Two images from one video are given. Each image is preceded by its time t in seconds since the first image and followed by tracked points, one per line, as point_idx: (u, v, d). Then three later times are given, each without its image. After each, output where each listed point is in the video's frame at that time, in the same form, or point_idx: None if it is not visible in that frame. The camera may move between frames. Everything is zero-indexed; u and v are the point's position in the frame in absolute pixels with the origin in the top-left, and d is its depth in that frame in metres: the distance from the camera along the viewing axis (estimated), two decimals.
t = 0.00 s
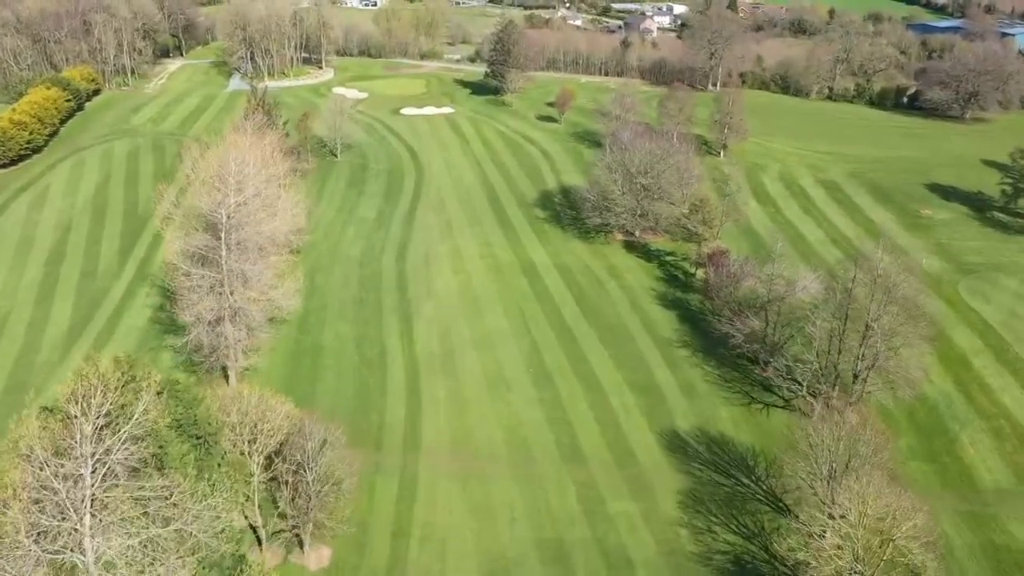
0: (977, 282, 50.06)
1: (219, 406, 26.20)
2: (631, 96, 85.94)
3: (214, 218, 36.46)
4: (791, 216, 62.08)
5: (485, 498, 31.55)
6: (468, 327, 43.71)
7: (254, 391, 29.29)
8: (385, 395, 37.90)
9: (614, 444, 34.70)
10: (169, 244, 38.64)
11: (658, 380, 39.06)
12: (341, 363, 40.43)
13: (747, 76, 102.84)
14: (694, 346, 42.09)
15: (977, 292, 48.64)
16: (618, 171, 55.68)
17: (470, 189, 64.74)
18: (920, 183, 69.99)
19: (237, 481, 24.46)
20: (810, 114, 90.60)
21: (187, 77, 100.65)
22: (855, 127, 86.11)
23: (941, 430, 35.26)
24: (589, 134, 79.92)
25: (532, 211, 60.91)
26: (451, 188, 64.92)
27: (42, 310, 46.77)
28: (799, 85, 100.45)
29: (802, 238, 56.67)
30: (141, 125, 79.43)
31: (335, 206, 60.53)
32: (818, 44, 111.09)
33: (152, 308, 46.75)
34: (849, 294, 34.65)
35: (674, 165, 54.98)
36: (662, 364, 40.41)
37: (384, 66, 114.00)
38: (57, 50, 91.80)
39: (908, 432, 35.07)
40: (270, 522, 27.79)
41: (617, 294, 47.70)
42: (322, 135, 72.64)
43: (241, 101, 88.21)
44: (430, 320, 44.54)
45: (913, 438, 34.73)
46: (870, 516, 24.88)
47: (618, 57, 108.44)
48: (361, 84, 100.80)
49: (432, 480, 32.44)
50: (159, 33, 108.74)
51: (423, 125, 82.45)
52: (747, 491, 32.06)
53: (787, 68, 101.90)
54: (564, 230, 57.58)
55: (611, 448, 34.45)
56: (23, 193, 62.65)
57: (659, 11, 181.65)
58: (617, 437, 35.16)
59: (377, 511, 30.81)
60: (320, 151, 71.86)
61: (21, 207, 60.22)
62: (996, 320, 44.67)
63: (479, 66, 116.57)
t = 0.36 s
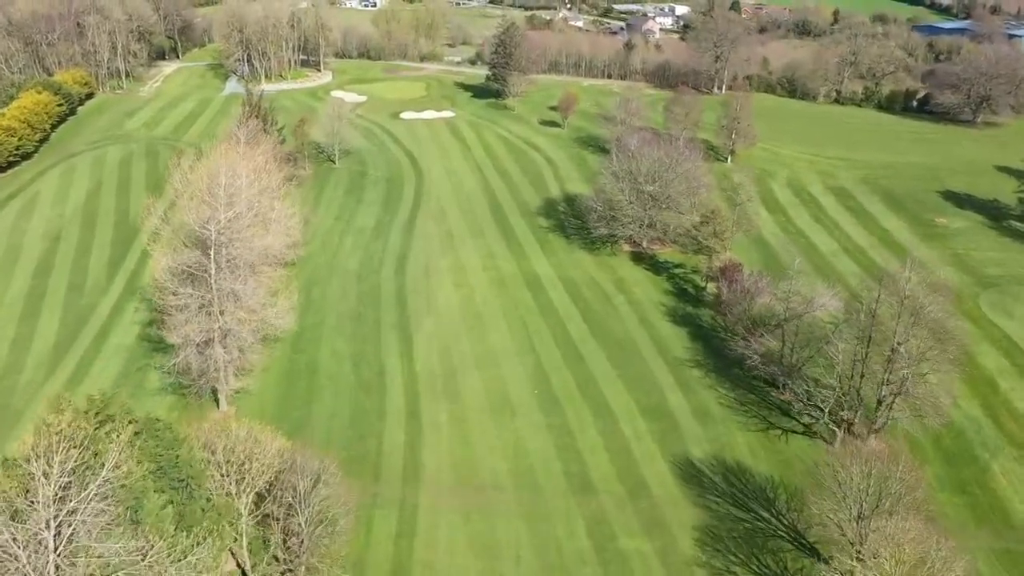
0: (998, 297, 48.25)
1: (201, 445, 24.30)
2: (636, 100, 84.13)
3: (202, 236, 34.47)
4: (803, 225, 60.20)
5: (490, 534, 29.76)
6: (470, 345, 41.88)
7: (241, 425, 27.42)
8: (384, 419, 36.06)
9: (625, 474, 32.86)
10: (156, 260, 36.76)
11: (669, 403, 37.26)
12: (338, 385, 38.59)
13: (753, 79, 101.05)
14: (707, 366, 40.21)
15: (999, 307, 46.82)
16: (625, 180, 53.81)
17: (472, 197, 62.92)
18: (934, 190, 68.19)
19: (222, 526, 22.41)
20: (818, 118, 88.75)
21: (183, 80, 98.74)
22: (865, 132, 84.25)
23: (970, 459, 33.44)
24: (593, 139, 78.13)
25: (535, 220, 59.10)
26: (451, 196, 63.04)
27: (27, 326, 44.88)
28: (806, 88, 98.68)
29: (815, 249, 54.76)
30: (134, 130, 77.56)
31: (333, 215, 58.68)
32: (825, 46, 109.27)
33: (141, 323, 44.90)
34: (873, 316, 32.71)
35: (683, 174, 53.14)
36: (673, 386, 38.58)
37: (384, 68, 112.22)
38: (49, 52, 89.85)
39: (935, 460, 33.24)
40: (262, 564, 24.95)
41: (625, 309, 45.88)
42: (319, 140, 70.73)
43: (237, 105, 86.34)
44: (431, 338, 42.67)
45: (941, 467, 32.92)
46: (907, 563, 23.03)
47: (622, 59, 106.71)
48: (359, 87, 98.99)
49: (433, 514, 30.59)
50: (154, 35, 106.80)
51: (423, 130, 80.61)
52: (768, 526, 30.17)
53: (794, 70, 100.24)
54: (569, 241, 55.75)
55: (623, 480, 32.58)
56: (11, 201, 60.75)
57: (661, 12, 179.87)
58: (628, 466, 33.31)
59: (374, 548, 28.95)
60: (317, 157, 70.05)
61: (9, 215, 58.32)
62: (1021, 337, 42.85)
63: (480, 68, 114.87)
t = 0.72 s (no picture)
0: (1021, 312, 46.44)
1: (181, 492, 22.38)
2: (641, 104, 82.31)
3: (191, 255, 32.57)
4: (815, 235, 58.43)
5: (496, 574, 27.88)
6: (473, 366, 39.98)
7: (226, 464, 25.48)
8: (383, 447, 34.16)
9: (638, 508, 30.95)
10: (142, 279, 34.82)
11: (684, 429, 35.35)
12: (334, 408, 36.71)
13: (760, 82, 99.19)
14: (723, 389, 38.26)
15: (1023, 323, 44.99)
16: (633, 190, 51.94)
17: (474, 205, 61.05)
18: (948, 198, 66.37)
19: None
20: (828, 123, 86.88)
21: (179, 83, 96.86)
22: (876, 137, 82.35)
23: (1003, 491, 31.56)
24: (597, 145, 76.31)
25: (539, 230, 57.24)
26: (453, 204, 61.16)
27: (10, 343, 43.00)
28: (814, 92, 96.87)
29: (828, 261, 53.02)
30: (127, 136, 75.69)
31: (331, 225, 56.79)
32: (832, 48, 107.48)
33: (130, 341, 43.04)
34: (901, 340, 30.89)
35: (693, 184, 51.28)
36: (687, 410, 36.68)
37: (383, 71, 110.42)
38: (41, 55, 87.93)
39: (967, 493, 31.35)
40: None
41: (635, 326, 43.98)
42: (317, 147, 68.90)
43: (234, 109, 84.48)
44: (432, 358, 40.85)
45: (974, 500, 31.04)
46: None
47: (625, 62, 104.91)
48: (358, 90, 97.17)
49: (435, 553, 28.70)
50: (149, 37, 104.92)
51: (424, 134, 78.77)
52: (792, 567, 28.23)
53: (801, 72, 98.45)
54: (575, 252, 53.86)
55: (636, 514, 30.68)
56: None
57: (662, 13, 178.31)
58: (642, 499, 31.41)
59: None
60: (315, 164, 68.24)
61: None
62: None
63: (481, 71, 113.11)
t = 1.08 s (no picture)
0: None
1: (165, 547, 20.72)
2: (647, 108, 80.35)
3: (176, 279, 30.58)
4: (829, 245, 56.60)
5: None
6: (477, 388, 38.09)
7: (210, 511, 23.67)
8: (382, 479, 32.21)
9: (655, 547, 29.01)
10: (127, 303, 32.95)
11: (700, 458, 33.44)
12: (331, 434, 34.80)
13: (767, 85, 97.23)
14: (741, 413, 36.29)
15: None
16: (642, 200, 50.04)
17: (477, 215, 59.17)
18: (965, 206, 64.51)
19: None
20: (839, 129, 84.88)
21: (174, 86, 94.89)
22: (887, 143, 80.41)
23: None
24: (603, 151, 74.43)
25: (544, 241, 55.34)
26: (455, 214, 59.28)
27: None
28: (822, 96, 95.01)
29: (845, 273, 51.18)
30: (120, 141, 73.73)
31: (329, 235, 54.89)
32: (840, 50, 105.59)
33: (119, 360, 41.13)
34: (932, 368, 28.81)
35: (704, 194, 49.33)
36: (704, 437, 34.75)
37: (383, 73, 108.57)
38: (33, 58, 85.94)
39: (1006, 529, 29.39)
40: None
41: (646, 344, 42.12)
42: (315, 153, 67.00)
43: (230, 114, 82.51)
44: (434, 379, 38.93)
45: (1012, 538, 29.08)
46: None
47: (629, 64, 102.96)
48: (358, 93, 95.27)
49: None
50: (145, 39, 102.95)
51: (425, 140, 76.92)
52: None
53: (809, 76, 96.66)
54: (581, 264, 51.97)
55: (652, 553, 28.75)
56: None
57: (665, 13, 176.72)
58: (658, 536, 29.46)
59: None
60: (313, 171, 66.35)
61: None
62: None
63: (482, 74, 111.35)
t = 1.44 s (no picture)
0: None
1: None
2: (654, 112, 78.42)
3: (163, 303, 28.72)
4: (844, 256, 54.73)
5: None
6: (483, 413, 36.17)
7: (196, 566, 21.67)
8: (383, 513, 30.29)
9: None
10: (112, 328, 31.11)
11: (720, 489, 31.51)
12: (329, 463, 32.88)
13: (775, 89, 95.28)
14: (762, 441, 34.37)
15: None
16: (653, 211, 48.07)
17: (480, 224, 57.23)
18: (983, 214, 62.62)
19: None
20: (851, 134, 82.89)
21: (170, 89, 92.94)
22: (900, 149, 78.46)
23: None
24: (608, 157, 72.51)
25: (550, 252, 53.42)
26: (458, 222, 57.36)
27: None
28: (831, 100, 93.16)
29: (862, 287, 49.31)
30: (113, 147, 71.81)
31: (327, 246, 52.96)
32: (849, 52, 103.66)
33: (106, 381, 39.20)
34: (972, 401, 26.90)
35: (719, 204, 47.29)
36: (723, 466, 32.82)
37: (383, 76, 106.67)
38: (25, 61, 83.99)
39: None
40: None
41: (659, 364, 40.18)
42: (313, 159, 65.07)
43: (226, 118, 80.57)
44: (437, 402, 37.01)
45: None
46: None
47: (634, 67, 101.04)
48: (357, 96, 93.35)
49: None
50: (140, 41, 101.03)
51: (426, 145, 75.01)
52: None
53: (818, 79, 94.76)
54: (590, 277, 50.06)
55: None
56: None
57: (667, 14, 174.92)
58: None
59: None
60: (310, 178, 64.40)
61: None
62: None
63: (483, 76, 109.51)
